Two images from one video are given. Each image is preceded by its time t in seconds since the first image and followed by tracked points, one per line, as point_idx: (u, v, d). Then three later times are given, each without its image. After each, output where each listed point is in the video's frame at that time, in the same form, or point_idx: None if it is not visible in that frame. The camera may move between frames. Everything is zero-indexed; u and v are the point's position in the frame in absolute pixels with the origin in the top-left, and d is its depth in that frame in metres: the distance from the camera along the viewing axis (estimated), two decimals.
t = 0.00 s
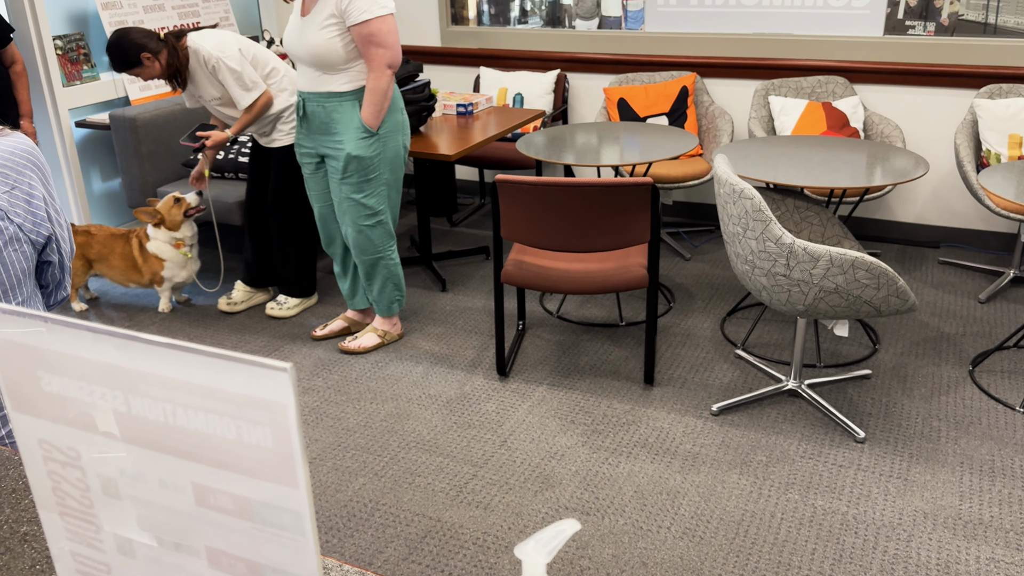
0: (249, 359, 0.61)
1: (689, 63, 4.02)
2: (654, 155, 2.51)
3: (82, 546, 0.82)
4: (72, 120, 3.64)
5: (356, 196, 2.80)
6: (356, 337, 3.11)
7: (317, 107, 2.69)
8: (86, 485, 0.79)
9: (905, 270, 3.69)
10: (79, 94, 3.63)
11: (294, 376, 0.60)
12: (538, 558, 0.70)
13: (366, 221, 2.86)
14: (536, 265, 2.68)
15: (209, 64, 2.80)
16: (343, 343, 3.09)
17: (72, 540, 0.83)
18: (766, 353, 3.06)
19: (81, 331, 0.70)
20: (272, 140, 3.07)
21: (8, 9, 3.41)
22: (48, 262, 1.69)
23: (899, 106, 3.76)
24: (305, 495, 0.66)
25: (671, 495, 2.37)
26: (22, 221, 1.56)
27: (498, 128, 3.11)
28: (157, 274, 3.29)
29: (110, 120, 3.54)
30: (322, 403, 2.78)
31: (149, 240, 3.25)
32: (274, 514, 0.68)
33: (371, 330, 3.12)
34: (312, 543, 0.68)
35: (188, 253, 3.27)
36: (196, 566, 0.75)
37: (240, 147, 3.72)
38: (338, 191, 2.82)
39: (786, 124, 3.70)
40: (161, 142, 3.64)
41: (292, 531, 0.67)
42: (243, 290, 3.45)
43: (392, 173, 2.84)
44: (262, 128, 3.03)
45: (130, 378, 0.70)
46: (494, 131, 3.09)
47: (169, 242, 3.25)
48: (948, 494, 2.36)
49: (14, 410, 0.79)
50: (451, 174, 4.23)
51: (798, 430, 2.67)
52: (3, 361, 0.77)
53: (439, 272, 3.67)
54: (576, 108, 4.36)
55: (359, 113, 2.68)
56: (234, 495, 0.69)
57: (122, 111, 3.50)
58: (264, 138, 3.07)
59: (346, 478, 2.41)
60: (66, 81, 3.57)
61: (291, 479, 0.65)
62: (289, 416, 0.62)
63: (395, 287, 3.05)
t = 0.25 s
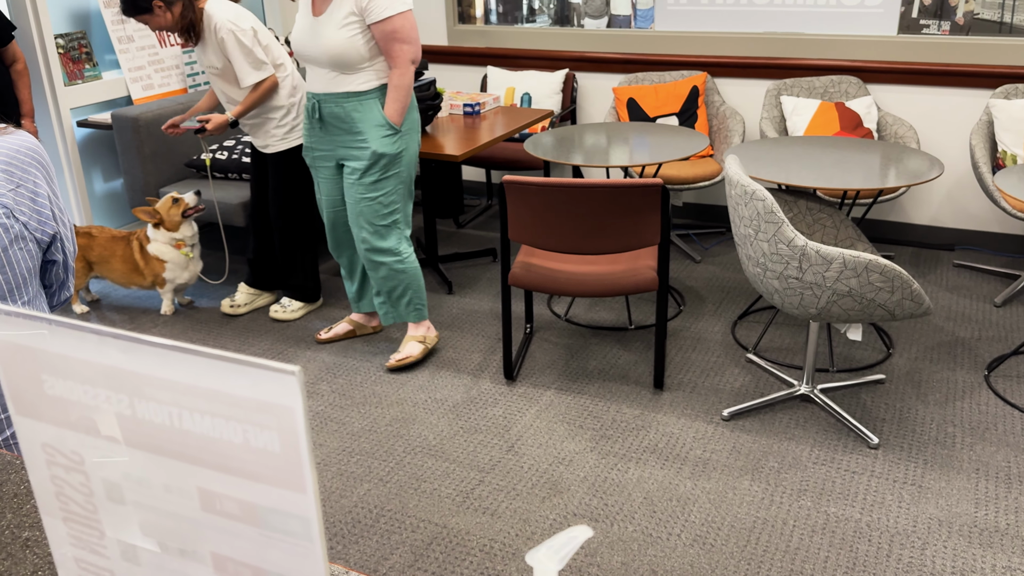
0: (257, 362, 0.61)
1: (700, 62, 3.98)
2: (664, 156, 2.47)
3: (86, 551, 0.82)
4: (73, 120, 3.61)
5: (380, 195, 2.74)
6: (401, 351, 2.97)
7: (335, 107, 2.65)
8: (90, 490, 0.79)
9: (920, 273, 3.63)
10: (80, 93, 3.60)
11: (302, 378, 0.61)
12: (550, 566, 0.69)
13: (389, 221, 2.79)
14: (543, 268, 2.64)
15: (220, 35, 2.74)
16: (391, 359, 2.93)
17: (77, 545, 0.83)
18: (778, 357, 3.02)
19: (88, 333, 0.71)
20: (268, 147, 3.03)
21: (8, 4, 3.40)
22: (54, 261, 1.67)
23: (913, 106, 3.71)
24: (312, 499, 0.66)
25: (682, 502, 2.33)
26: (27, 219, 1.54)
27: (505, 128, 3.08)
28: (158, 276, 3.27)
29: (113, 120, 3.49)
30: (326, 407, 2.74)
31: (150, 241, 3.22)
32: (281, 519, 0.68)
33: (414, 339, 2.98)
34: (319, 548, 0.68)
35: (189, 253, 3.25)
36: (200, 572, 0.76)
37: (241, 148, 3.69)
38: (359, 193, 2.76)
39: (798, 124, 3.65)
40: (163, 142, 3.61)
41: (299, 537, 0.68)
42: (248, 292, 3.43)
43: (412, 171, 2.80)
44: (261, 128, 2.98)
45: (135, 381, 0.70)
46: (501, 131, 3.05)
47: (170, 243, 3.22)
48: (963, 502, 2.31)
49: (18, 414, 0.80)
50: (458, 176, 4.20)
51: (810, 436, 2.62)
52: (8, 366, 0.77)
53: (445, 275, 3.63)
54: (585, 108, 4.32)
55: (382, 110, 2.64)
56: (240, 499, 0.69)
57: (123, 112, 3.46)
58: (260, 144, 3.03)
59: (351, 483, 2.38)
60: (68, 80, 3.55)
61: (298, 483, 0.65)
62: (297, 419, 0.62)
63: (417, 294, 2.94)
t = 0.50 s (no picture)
0: (266, 366, 0.62)
1: (711, 61, 3.94)
2: (674, 156, 2.44)
3: (91, 555, 0.83)
4: (76, 121, 3.60)
5: (401, 204, 2.67)
6: (417, 362, 2.91)
7: (354, 110, 2.60)
8: (96, 494, 0.79)
9: (934, 275, 3.58)
10: (83, 93, 3.59)
11: (312, 383, 0.61)
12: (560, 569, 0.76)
13: (414, 230, 2.72)
14: (551, 269, 2.60)
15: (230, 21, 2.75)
16: (404, 369, 2.89)
17: (82, 549, 0.84)
18: (790, 361, 2.97)
19: (93, 336, 0.71)
20: (262, 147, 2.99)
21: (11, 2, 3.39)
22: (58, 262, 1.64)
23: (927, 106, 3.66)
24: (320, 504, 0.67)
25: (692, 508, 2.29)
26: (31, 219, 1.51)
27: (513, 128, 3.04)
28: (161, 277, 3.25)
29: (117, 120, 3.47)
30: (331, 411, 2.71)
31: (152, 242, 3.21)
32: (289, 524, 0.68)
33: (432, 352, 2.93)
34: (326, 553, 0.68)
35: (192, 253, 3.23)
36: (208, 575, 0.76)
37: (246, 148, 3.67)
38: (380, 201, 2.69)
39: (811, 124, 3.61)
40: (166, 142, 3.58)
41: (307, 541, 0.68)
42: (249, 294, 3.39)
43: (434, 177, 2.72)
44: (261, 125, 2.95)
45: (142, 385, 0.70)
46: (509, 131, 3.01)
47: (172, 243, 3.21)
48: (979, 508, 2.27)
49: (24, 417, 0.80)
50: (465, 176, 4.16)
51: (823, 441, 2.57)
52: (17, 368, 0.78)
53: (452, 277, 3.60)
54: (594, 108, 4.28)
55: (401, 117, 2.57)
56: (248, 504, 0.70)
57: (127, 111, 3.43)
58: (255, 144, 3.00)
59: (356, 488, 2.34)
60: (70, 79, 3.53)
61: (308, 488, 0.66)
62: (307, 424, 0.63)
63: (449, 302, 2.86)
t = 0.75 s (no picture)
0: (274, 367, 0.63)
1: (722, 60, 3.90)
2: (686, 156, 2.40)
3: (96, 558, 0.84)
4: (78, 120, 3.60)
5: (417, 211, 2.61)
6: (423, 364, 2.88)
7: (378, 113, 2.56)
8: (100, 497, 0.80)
9: (950, 277, 3.53)
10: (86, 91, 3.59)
11: (320, 385, 0.62)
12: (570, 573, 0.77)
13: (428, 237, 2.65)
14: (560, 271, 2.56)
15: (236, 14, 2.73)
16: (411, 372, 2.86)
17: (86, 552, 0.84)
18: (802, 364, 2.92)
19: (99, 337, 0.72)
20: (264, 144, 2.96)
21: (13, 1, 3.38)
22: (61, 263, 1.62)
23: (943, 105, 3.61)
24: (327, 507, 0.67)
25: (703, 513, 2.25)
26: (33, 220, 1.48)
27: (522, 127, 3.00)
28: (166, 278, 3.23)
29: (119, 119, 3.45)
30: (336, 415, 2.67)
31: (155, 243, 3.18)
32: (296, 527, 0.69)
33: (439, 355, 2.89)
34: (333, 558, 0.68)
35: (197, 252, 3.20)
36: None
37: (250, 148, 3.62)
38: (398, 207, 2.63)
39: (823, 124, 3.57)
40: (169, 142, 3.55)
41: (314, 545, 0.69)
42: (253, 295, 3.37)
43: (456, 185, 2.65)
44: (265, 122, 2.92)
45: (148, 386, 0.71)
46: (517, 130, 2.97)
47: (176, 243, 3.17)
48: (995, 515, 2.23)
49: (30, 420, 0.81)
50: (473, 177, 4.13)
51: (836, 446, 2.53)
52: (22, 370, 0.79)
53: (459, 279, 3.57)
54: (604, 107, 4.24)
55: (424, 122, 2.51)
56: (255, 507, 0.70)
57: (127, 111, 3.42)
58: (256, 140, 2.96)
59: (362, 493, 2.31)
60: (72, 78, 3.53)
61: (314, 491, 0.66)
62: (314, 425, 0.63)
63: (458, 310, 2.84)
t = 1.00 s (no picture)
0: (281, 367, 0.60)
1: (733, 58, 3.85)
2: (696, 156, 2.36)
3: (100, 563, 0.81)
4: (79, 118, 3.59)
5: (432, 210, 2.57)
6: (430, 366, 2.84)
7: (393, 113, 2.52)
8: (104, 499, 0.78)
9: (965, 278, 3.48)
10: (88, 89, 3.57)
11: (327, 383, 0.60)
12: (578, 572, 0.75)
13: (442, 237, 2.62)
14: (568, 272, 2.53)
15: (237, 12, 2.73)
16: (417, 374, 2.82)
17: (90, 557, 0.82)
18: (815, 367, 2.88)
19: (104, 337, 0.70)
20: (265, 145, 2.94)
21: None
22: (63, 265, 1.60)
23: (957, 104, 3.57)
24: (337, 511, 0.65)
25: (713, 518, 2.21)
26: (35, 220, 1.45)
27: (530, 127, 2.97)
28: (169, 280, 3.21)
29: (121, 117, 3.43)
30: (342, 418, 2.64)
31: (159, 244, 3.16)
32: (304, 531, 0.66)
33: (445, 356, 2.86)
34: (342, 563, 0.66)
35: (201, 253, 3.19)
36: None
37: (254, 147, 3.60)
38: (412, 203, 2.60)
39: (836, 123, 3.53)
40: (173, 141, 3.53)
41: (322, 549, 0.66)
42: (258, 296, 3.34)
43: (471, 185, 2.61)
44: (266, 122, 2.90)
45: (153, 387, 0.69)
46: (525, 130, 2.94)
47: (180, 243, 3.16)
48: (1012, 520, 2.18)
49: (32, 421, 0.79)
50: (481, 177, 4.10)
51: (849, 450, 2.49)
52: (23, 370, 0.76)
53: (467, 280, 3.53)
54: (613, 106, 4.21)
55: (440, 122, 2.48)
56: (261, 511, 0.68)
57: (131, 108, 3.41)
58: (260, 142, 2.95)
59: (367, 497, 2.28)
60: (74, 76, 3.51)
61: (322, 493, 0.64)
62: (322, 425, 0.61)
63: (473, 308, 2.80)
